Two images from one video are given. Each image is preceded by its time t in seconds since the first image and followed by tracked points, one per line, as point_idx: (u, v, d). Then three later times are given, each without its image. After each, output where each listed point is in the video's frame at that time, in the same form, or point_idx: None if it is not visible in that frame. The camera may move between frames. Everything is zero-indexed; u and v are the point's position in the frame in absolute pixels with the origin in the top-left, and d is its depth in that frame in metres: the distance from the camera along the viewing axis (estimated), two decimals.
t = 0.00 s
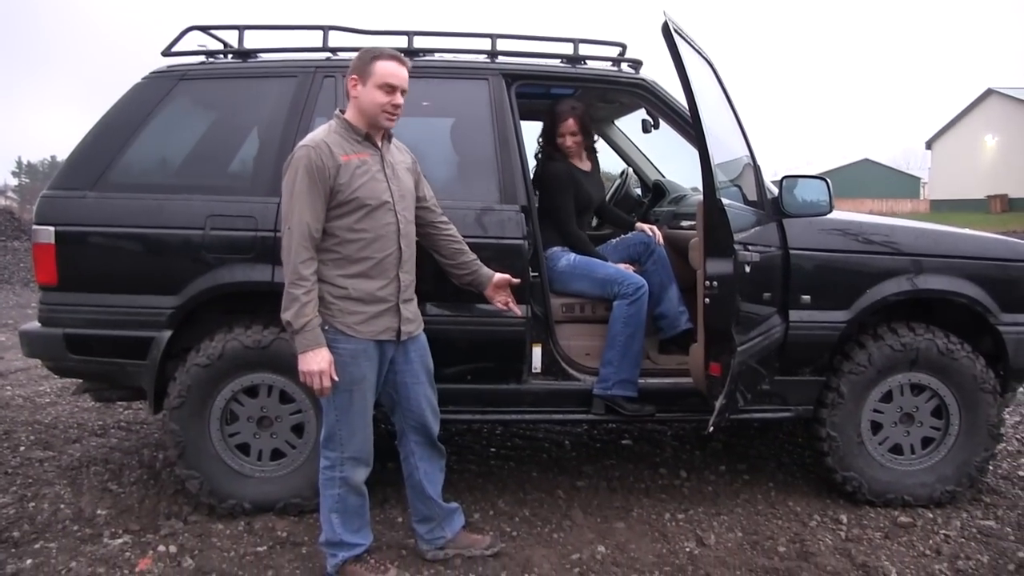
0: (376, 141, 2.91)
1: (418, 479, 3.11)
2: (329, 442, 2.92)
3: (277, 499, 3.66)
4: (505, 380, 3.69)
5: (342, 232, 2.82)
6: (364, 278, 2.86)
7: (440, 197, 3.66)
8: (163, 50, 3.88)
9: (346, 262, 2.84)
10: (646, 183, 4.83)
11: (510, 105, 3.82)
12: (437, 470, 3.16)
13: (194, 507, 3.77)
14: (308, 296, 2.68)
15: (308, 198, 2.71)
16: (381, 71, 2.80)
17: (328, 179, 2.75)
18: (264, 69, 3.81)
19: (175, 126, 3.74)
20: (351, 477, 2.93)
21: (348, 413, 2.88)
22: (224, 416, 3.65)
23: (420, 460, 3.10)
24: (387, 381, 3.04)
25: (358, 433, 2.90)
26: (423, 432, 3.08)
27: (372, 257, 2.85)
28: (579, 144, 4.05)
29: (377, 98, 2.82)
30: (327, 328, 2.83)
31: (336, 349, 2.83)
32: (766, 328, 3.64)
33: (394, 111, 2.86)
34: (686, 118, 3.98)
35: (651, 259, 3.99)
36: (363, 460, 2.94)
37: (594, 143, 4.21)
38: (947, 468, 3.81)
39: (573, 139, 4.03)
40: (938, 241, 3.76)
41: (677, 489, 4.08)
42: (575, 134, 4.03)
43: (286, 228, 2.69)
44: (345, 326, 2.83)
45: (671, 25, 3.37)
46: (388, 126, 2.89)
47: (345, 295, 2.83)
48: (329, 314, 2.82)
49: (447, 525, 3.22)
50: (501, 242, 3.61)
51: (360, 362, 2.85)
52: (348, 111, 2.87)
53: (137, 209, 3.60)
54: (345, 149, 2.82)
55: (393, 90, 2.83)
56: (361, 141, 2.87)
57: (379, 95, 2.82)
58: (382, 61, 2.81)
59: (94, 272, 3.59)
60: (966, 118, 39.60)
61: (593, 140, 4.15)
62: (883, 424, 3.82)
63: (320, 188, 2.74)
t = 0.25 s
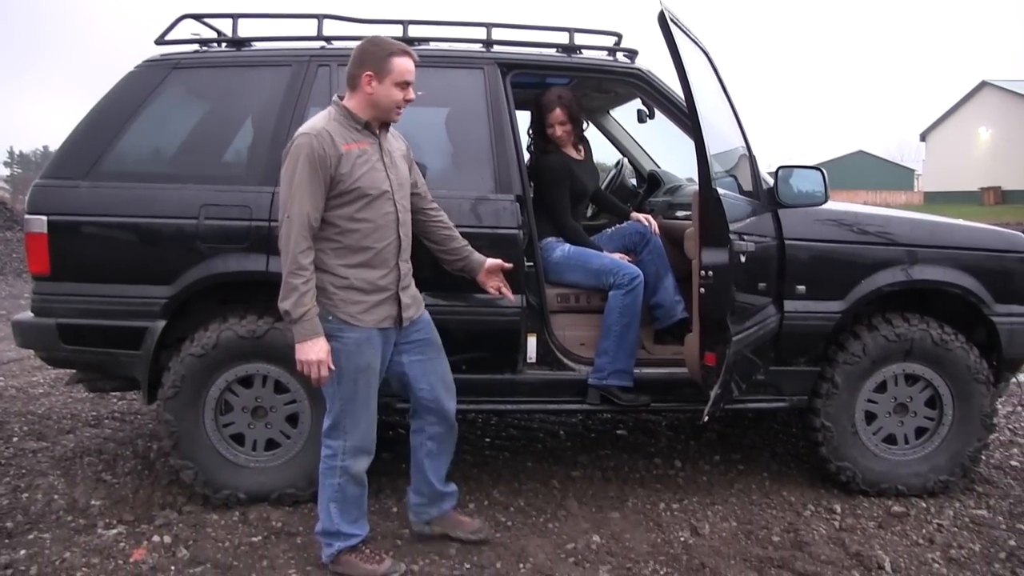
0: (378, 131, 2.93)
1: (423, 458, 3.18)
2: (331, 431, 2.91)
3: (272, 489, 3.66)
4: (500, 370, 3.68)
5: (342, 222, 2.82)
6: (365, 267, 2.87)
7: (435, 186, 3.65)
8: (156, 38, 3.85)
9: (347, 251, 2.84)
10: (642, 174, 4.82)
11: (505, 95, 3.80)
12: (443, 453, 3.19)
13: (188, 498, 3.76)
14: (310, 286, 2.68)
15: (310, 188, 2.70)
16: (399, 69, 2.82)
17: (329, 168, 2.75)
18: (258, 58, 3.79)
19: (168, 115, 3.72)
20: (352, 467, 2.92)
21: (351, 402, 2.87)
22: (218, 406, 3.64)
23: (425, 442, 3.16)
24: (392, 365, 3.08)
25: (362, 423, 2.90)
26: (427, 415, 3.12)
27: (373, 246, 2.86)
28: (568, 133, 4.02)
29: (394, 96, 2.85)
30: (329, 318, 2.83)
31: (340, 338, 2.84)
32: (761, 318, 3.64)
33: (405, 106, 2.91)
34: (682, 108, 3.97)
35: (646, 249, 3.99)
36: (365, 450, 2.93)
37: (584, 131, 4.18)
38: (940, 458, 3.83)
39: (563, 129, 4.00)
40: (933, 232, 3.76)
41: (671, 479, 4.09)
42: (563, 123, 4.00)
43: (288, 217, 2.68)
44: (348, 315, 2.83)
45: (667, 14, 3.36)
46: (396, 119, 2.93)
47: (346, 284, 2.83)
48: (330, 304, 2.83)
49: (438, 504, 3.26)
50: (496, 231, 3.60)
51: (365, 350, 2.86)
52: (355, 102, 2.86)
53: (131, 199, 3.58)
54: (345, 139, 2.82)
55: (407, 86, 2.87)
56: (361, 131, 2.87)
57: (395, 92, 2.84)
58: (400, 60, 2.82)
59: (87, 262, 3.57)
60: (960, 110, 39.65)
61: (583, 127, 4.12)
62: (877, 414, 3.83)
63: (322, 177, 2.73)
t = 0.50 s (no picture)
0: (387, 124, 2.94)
1: (406, 449, 3.30)
2: (334, 420, 2.92)
3: (266, 481, 3.65)
4: (494, 362, 3.68)
5: (351, 212, 2.84)
6: (373, 257, 2.89)
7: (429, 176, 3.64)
8: (149, 28, 3.82)
9: (356, 241, 2.86)
10: (637, 165, 4.78)
11: (500, 86, 3.78)
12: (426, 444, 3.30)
13: (182, 490, 3.75)
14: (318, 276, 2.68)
15: (321, 179, 2.70)
16: (414, 66, 2.83)
17: (340, 160, 2.76)
18: (251, 48, 3.76)
19: (161, 105, 3.69)
20: (354, 456, 2.94)
21: (356, 391, 2.89)
22: (212, 397, 3.62)
23: (408, 434, 3.29)
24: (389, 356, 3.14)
25: (366, 411, 2.92)
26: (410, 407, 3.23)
27: (381, 236, 2.88)
28: (565, 120, 3.99)
29: (407, 93, 2.87)
30: (338, 307, 2.85)
31: (347, 326, 2.85)
32: (756, 310, 3.64)
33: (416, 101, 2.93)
34: (677, 100, 3.96)
35: (641, 240, 3.98)
36: (367, 439, 2.95)
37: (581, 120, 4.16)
38: (933, 450, 3.84)
39: (559, 116, 3.97)
40: (927, 224, 3.76)
41: (666, 470, 4.09)
42: (559, 111, 3.96)
43: (297, 209, 2.68)
44: (356, 304, 2.86)
45: (663, 4, 3.34)
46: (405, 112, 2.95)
47: (356, 274, 2.85)
48: (340, 293, 2.85)
49: (416, 492, 3.37)
50: (491, 222, 3.59)
51: (372, 340, 2.88)
52: (367, 97, 2.86)
53: (124, 189, 3.55)
54: (355, 131, 2.82)
55: (419, 82, 2.89)
56: (369, 123, 2.87)
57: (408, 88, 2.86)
58: (414, 57, 2.84)
59: (80, 253, 3.55)
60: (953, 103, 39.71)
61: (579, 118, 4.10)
62: (871, 405, 3.84)
63: (332, 169, 2.74)
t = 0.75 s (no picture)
0: (406, 118, 3.02)
1: (402, 443, 3.33)
2: (336, 405, 2.96)
3: (259, 474, 3.64)
4: (488, 355, 3.67)
5: (367, 202, 2.92)
6: (385, 247, 2.96)
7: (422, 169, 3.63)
8: (141, 19, 3.79)
9: (370, 230, 2.94)
10: (629, 158, 4.79)
11: (493, 79, 3.76)
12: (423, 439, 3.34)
13: (174, 484, 3.73)
14: (335, 261, 2.77)
15: (341, 168, 2.78)
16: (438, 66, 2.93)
17: (359, 150, 2.84)
18: (244, 40, 3.73)
19: (153, 97, 3.66)
20: (352, 441, 2.97)
21: (363, 377, 2.94)
22: (205, 391, 3.61)
23: (406, 427, 3.31)
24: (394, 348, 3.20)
25: (370, 398, 2.96)
26: (406, 399, 3.28)
27: (395, 227, 2.95)
28: (561, 109, 3.97)
29: (430, 90, 2.96)
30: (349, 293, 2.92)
31: (357, 313, 2.92)
32: (750, 303, 3.64)
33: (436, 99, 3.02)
34: (672, 93, 3.95)
35: (636, 234, 3.97)
36: (367, 426, 2.98)
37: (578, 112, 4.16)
38: (927, 443, 3.85)
39: (557, 103, 3.95)
40: (921, 217, 3.76)
41: (660, 464, 4.09)
42: (557, 98, 3.95)
43: (318, 195, 2.77)
44: (367, 293, 2.93)
45: None
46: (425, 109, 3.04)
47: (367, 262, 2.92)
48: (352, 280, 2.92)
49: (409, 487, 3.39)
50: (485, 215, 3.58)
51: (379, 328, 2.93)
52: (390, 92, 2.95)
53: (116, 182, 3.53)
54: (375, 123, 2.91)
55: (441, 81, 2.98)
56: (390, 117, 2.96)
57: (430, 86, 2.95)
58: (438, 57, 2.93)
59: (71, 246, 3.53)
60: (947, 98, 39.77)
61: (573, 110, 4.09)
62: (865, 399, 3.84)
63: (351, 159, 2.82)
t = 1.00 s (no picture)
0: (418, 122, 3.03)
1: (398, 440, 3.32)
2: (341, 398, 2.99)
3: (253, 478, 3.63)
4: (482, 357, 3.66)
5: (375, 201, 2.94)
6: (389, 246, 2.97)
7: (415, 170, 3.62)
8: (133, 22, 3.77)
9: (375, 229, 2.95)
10: (623, 159, 4.77)
11: (486, 79, 3.75)
12: (419, 439, 3.35)
13: (167, 488, 3.72)
14: (341, 255, 2.80)
15: (350, 166, 2.81)
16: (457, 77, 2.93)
17: (368, 150, 2.86)
18: (236, 42, 3.72)
19: (146, 99, 3.65)
20: (354, 435, 2.99)
21: (366, 370, 2.96)
22: (198, 394, 3.59)
23: (402, 424, 3.31)
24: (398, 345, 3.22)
25: (372, 392, 2.98)
26: (404, 395, 3.28)
27: (400, 227, 2.96)
28: (552, 106, 3.96)
29: (445, 99, 2.96)
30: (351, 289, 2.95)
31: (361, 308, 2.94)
32: (744, 303, 3.64)
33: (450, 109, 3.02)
34: (665, 94, 3.95)
35: (629, 235, 3.97)
36: (369, 420, 3.00)
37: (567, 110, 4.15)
38: (921, 442, 3.85)
39: (546, 101, 3.93)
40: (914, 217, 3.76)
41: (654, 465, 4.09)
42: (546, 96, 3.94)
43: (328, 190, 2.80)
44: (370, 289, 2.94)
45: None
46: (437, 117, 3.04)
47: (371, 260, 2.94)
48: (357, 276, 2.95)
49: (404, 488, 3.37)
50: (478, 216, 3.57)
51: (380, 324, 2.95)
52: (406, 96, 2.96)
53: (108, 185, 3.51)
54: (386, 124, 2.92)
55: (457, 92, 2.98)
56: (402, 119, 2.97)
57: (445, 96, 2.95)
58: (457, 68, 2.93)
59: (63, 249, 3.51)
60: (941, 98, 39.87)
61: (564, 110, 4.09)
62: (860, 399, 3.84)
63: (361, 158, 2.84)
